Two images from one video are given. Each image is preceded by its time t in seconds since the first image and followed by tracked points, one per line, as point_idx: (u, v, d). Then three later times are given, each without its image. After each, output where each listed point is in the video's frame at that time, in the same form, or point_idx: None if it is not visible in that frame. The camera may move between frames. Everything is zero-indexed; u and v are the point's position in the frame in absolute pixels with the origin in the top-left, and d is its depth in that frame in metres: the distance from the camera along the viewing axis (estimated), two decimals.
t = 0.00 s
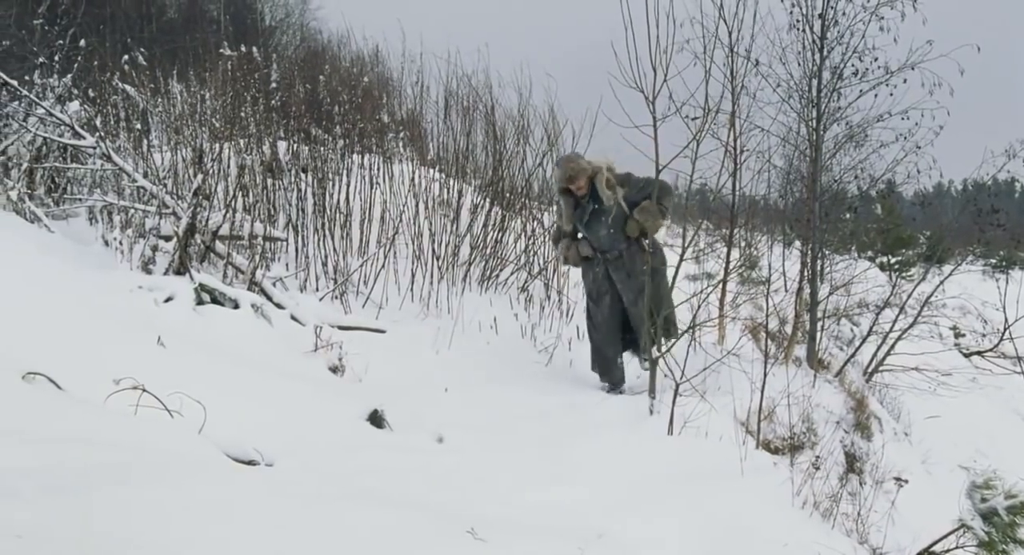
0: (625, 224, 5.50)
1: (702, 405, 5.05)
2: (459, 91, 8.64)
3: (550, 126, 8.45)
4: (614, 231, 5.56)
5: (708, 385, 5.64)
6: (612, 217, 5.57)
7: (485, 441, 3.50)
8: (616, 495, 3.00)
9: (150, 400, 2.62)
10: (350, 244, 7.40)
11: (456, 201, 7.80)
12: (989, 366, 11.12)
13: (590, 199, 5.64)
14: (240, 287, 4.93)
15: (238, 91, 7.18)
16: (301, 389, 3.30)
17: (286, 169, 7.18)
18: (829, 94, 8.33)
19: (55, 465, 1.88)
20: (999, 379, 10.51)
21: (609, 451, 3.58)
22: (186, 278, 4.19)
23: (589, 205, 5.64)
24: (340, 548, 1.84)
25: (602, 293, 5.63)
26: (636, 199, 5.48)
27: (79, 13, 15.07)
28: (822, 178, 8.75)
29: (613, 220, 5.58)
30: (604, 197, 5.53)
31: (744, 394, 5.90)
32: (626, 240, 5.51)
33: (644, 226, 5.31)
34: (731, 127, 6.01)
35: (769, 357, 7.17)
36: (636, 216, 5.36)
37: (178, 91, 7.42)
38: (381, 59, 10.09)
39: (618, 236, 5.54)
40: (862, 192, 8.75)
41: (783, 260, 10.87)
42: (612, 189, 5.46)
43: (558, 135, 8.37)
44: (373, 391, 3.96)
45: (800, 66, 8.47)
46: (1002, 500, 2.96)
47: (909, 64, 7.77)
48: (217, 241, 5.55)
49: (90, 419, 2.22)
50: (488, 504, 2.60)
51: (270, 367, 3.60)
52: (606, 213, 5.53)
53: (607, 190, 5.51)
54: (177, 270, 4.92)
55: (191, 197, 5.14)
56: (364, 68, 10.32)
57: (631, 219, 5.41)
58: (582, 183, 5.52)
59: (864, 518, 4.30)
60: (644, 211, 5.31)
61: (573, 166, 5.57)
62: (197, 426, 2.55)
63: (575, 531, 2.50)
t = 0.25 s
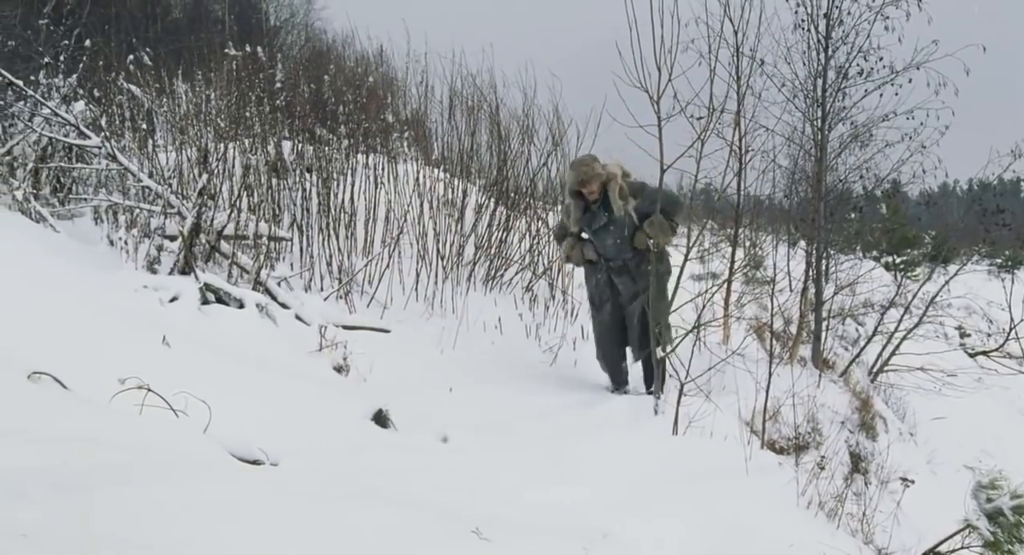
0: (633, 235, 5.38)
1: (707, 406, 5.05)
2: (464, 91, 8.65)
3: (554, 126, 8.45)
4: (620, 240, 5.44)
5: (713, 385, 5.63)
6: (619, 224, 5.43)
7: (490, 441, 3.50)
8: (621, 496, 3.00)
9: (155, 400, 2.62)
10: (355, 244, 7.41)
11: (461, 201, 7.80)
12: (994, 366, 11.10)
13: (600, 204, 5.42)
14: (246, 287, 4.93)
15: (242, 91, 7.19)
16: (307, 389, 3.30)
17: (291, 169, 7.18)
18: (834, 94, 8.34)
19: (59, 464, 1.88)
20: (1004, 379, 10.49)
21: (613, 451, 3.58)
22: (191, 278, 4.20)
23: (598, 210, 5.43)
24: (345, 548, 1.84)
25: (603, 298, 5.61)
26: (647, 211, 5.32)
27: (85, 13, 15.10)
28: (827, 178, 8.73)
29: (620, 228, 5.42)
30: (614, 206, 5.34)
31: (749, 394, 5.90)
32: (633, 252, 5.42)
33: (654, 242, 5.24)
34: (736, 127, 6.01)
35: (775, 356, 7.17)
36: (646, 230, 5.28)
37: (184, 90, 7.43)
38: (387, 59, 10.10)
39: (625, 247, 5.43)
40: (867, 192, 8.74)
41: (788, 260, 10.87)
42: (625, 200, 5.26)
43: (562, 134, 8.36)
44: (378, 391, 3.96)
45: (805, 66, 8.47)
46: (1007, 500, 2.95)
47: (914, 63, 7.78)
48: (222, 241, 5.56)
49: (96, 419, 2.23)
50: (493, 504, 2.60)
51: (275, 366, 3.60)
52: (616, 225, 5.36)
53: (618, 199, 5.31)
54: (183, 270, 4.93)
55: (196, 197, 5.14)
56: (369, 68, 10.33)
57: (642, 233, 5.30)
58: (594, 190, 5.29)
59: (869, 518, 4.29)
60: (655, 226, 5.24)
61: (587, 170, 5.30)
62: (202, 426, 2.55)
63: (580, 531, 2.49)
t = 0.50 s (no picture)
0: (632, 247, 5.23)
1: (710, 406, 5.06)
2: (467, 91, 8.66)
3: (557, 126, 8.46)
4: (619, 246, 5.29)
5: (716, 386, 5.65)
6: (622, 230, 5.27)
7: (493, 441, 3.51)
8: (623, 495, 3.00)
9: (159, 400, 2.62)
10: (358, 244, 7.42)
11: (464, 201, 7.82)
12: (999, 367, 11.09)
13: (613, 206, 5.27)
14: (250, 288, 4.94)
15: (246, 92, 7.21)
16: (310, 389, 3.31)
17: (295, 169, 7.20)
18: (837, 94, 8.36)
19: (62, 465, 1.88)
20: (1008, 380, 10.49)
21: (616, 451, 3.58)
22: (195, 278, 4.21)
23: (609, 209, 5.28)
24: (348, 547, 1.85)
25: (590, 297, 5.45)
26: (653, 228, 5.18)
27: (89, 14, 15.14)
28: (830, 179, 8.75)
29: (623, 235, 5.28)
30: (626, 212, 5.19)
31: (752, 394, 5.90)
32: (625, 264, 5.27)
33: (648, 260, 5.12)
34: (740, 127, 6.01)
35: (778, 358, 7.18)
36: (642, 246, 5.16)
37: (187, 91, 7.45)
38: (390, 59, 10.11)
39: (620, 255, 5.26)
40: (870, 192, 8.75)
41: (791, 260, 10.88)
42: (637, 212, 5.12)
43: (566, 135, 8.36)
44: (381, 391, 3.96)
45: (809, 66, 8.47)
46: (1011, 501, 2.95)
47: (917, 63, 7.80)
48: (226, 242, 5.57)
49: (101, 419, 2.23)
50: (496, 504, 2.61)
51: (279, 366, 3.61)
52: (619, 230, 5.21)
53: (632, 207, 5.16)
54: (186, 270, 4.94)
55: (200, 197, 5.16)
56: (373, 68, 10.34)
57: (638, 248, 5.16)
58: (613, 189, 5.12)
59: (873, 519, 4.29)
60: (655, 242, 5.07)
61: (609, 168, 5.15)
62: (205, 426, 2.56)
63: (583, 531, 2.50)
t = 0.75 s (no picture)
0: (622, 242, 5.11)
1: (711, 406, 5.05)
2: (468, 91, 8.67)
3: (558, 126, 8.46)
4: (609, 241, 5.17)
5: (716, 386, 5.65)
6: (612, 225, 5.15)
7: (494, 441, 3.50)
8: (623, 495, 3.00)
9: (159, 400, 2.62)
10: (358, 244, 7.43)
11: (464, 201, 7.82)
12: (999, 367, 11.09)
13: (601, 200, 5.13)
14: (250, 288, 4.95)
15: (247, 92, 7.21)
16: (311, 389, 3.31)
17: (295, 169, 7.20)
18: (838, 94, 8.38)
19: (62, 464, 1.88)
20: (1008, 380, 10.49)
21: (617, 451, 3.58)
22: (196, 278, 4.21)
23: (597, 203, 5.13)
24: (349, 547, 1.85)
25: (577, 291, 5.30)
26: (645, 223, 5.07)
27: (89, 14, 15.14)
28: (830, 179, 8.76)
29: (614, 230, 5.16)
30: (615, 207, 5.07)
31: (753, 395, 5.90)
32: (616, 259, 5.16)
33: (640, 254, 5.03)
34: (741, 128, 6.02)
35: (778, 358, 7.18)
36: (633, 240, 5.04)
37: (188, 91, 7.46)
38: (390, 59, 10.11)
39: (610, 250, 5.15)
40: (871, 192, 8.75)
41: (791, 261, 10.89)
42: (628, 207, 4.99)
43: (566, 135, 8.36)
44: (381, 391, 3.96)
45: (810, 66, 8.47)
46: (1012, 502, 2.95)
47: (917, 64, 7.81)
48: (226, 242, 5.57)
49: (101, 419, 2.23)
50: (497, 504, 2.61)
51: (279, 366, 3.61)
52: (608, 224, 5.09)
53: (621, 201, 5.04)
54: (187, 270, 4.94)
55: (200, 197, 5.16)
56: (373, 69, 10.35)
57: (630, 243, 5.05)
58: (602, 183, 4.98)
59: (873, 519, 4.29)
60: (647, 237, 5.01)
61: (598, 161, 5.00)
62: (205, 426, 2.56)
63: (583, 531, 2.50)
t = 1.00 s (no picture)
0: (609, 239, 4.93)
1: (711, 406, 5.05)
2: (468, 92, 8.67)
3: (558, 126, 8.47)
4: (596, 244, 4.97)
5: (716, 386, 5.65)
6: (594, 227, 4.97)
7: (494, 441, 3.51)
8: (623, 496, 3.00)
9: (158, 400, 2.62)
10: (358, 244, 7.43)
11: (464, 201, 7.83)
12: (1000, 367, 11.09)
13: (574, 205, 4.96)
14: (250, 288, 4.96)
15: (247, 92, 7.21)
16: (311, 389, 3.31)
17: (296, 169, 7.21)
18: (839, 94, 8.38)
19: (62, 465, 1.88)
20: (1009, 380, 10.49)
21: (617, 451, 3.58)
22: (196, 279, 4.21)
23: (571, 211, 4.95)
24: (349, 547, 1.85)
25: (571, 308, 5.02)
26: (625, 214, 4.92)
27: (90, 15, 15.16)
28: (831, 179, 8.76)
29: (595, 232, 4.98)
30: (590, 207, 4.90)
31: (753, 395, 5.91)
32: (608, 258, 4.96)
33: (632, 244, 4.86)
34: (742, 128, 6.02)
35: (778, 358, 7.19)
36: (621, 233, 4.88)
37: (188, 91, 7.46)
38: (390, 59, 10.11)
39: (598, 251, 4.95)
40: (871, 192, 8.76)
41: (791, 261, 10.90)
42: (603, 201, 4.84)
43: (566, 135, 8.36)
44: (381, 391, 3.96)
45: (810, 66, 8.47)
46: (1012, 502, 2.95)
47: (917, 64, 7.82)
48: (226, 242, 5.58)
49: (100, 420, 2.23)
50: (497, 504, 2.61)
51: (279, 367, 3.61)
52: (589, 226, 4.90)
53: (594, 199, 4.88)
54: (187, 270, 4.95)
55: (200, 197, 5.17)
56: (373, 69, 10.35)
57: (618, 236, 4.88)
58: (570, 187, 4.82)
59: (874, 520, 4.29)
60: (631, 228, 4.85)
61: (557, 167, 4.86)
62: (205, 426, 2.56)
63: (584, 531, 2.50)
